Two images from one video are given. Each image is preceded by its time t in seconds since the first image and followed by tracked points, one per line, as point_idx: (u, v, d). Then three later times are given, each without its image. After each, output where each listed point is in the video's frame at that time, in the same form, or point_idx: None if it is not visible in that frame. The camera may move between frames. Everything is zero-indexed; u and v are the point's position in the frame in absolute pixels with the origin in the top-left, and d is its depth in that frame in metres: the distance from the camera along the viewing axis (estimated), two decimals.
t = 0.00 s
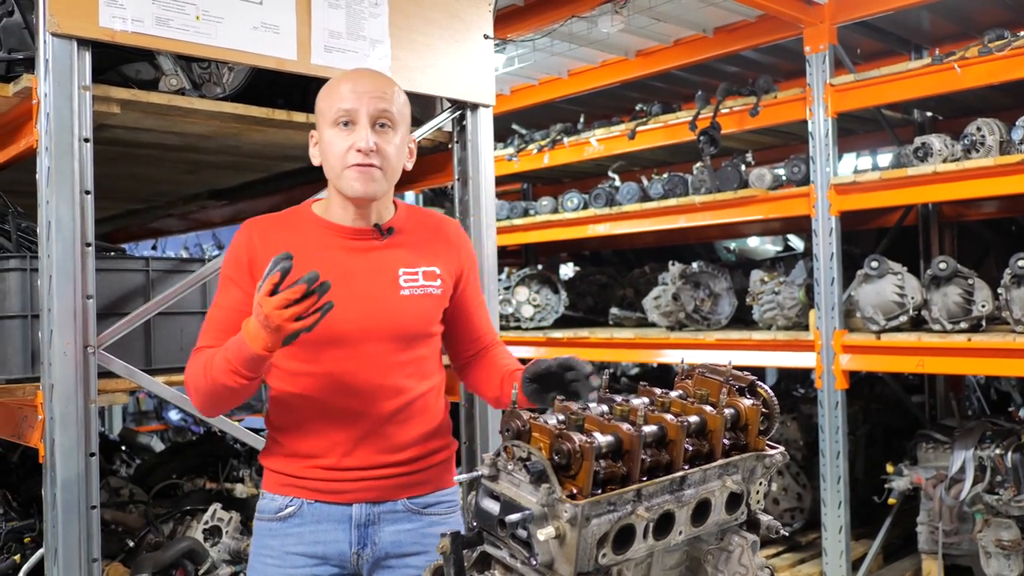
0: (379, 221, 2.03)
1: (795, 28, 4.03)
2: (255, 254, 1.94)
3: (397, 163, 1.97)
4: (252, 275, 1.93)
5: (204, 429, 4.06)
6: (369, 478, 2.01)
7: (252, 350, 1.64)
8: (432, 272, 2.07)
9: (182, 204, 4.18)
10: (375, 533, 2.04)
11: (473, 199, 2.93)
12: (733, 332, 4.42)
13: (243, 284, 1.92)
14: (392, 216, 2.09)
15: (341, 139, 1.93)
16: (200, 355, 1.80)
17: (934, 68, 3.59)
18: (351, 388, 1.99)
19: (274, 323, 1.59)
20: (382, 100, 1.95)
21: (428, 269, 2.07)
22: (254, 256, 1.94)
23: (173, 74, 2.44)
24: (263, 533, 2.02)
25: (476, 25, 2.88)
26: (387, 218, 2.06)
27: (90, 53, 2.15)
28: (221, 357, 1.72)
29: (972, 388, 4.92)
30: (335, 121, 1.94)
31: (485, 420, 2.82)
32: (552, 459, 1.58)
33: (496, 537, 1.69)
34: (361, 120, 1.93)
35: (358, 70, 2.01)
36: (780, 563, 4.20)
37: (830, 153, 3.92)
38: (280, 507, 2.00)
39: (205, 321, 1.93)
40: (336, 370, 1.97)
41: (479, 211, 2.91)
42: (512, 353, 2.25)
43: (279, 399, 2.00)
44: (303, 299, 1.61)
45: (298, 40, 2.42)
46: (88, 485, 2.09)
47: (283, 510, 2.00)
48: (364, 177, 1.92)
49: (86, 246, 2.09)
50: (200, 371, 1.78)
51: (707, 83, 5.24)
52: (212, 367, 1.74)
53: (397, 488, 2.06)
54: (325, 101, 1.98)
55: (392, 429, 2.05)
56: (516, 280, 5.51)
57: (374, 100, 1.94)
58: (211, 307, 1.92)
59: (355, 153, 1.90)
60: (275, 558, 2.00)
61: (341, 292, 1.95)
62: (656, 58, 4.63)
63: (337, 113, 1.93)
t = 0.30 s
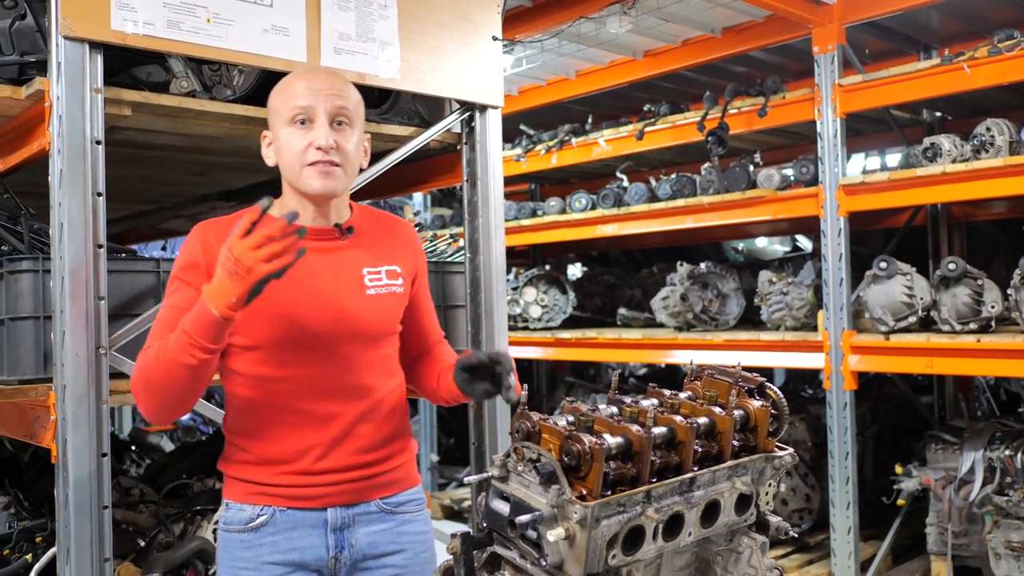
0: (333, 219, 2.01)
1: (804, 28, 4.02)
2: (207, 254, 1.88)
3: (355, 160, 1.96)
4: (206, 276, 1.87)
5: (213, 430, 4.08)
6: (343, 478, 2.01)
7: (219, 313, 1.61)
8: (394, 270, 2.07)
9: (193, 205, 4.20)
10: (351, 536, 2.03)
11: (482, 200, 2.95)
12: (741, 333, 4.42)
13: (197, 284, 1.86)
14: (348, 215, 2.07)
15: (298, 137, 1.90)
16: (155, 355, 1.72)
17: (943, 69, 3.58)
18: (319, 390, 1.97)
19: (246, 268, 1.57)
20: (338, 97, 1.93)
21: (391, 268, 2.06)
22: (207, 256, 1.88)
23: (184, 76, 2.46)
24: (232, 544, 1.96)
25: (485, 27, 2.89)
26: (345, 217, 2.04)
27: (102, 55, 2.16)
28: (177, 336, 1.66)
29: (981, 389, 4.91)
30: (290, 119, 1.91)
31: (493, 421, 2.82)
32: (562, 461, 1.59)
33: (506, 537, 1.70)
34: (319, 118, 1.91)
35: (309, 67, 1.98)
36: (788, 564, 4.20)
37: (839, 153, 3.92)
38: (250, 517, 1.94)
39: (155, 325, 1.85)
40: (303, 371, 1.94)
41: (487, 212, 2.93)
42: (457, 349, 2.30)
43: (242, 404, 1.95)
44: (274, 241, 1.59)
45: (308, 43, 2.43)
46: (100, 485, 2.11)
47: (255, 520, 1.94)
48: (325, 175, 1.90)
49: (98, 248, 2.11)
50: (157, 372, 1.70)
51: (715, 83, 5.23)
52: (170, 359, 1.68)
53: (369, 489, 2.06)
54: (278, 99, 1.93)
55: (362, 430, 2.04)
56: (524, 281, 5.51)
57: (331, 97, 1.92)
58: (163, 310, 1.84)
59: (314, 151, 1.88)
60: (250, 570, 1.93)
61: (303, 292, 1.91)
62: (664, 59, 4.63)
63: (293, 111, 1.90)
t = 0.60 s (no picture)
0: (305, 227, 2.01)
1: (812, 28, 4.02)
2: (182, 273, 1.81)
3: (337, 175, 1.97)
4: (183, 295, 1.80)
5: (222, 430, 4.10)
6: (336, 477, 2.03)
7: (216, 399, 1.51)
8: (366, 269, 2.09)
9: (202, 206, 4.22)
10: (345, 532, 2.06)
11: (490, 201, 2.95)
12: (749, 333, 4.42)
13: (175, 304, 1.80)
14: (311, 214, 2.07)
15: (300, 160, 1.86)
16: (150, 393, 1.67)
17: (952, 69, 3.57)
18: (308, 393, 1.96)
19: (241, 380, 1.44)
20: (332, 115, 1.90)
21: (364, 267, 2.09)
22: (182, 273, 1.81)
23: (194, 78, 2.49)
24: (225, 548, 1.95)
25: (493, 28, 2.90)
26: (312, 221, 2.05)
27: (113, 58, 2.18)
28: (179, 392, 1.59)
29: (991, 390, 4.88)
30: (289, 137, 1.84)
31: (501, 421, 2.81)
32: (570, 461, 1.60)
33: (514, 537, 1.71)
34: (321, 138, 1.87)
35: (295, 75, 1.89)
36: (796, 565, 4.19)
37: (847, 153, 3.91)
38: (246, 520, 1.94)
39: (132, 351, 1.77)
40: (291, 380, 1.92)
41: (496, 212, 2.93)
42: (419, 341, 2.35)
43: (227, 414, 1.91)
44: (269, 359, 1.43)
45: (317, 44, 2.44)
46: (110, 484, 2.12)
47: (250, 523, 1.94)
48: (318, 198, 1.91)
49: (109, 249, 2.12)
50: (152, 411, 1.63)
51: (723, 83, 5.22)
52: (171, 410, 1.62)
53: (359, 484, 2.08)
54: (274, 112, 1.84)
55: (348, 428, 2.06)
56: (532, 281, 5.51)
57: (328, 117, 1.89)
58: (143, 334, 1.77)
59: (316, 176, 1.87)
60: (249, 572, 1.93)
61: (286, 301, 1.90)
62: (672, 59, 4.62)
63: (296, 131, 1.84)
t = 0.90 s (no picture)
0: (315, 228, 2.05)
1: (820, 27, 4.00)
2: (194, 279, 1.81)
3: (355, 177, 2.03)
4: (196, 302, 1.80)
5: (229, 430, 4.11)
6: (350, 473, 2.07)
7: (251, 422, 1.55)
8: (366, 270, 2.15)
9: (210, 206, 4.23)
10: (361, 527, 2.08)
11: (497, 201, 2.95)
12: (757, 332, 4.41)
13: (188, 311, 1.80)
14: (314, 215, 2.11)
15: (332, 163, 1.91)
16: (173, 406, 1.68)
17: (960, 68, 3.55)
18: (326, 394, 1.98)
19: (279, 419, 1.48)
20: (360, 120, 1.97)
21: (365, 268, 2.15)
22: (194, 280, 1.81)
23: (201, 79, 2.50)
24: (246, 552, 1.95)
25: (500, 28, 2.90)
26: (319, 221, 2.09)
27: (120, 59, 2.19)
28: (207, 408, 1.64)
29: (1001, 390, 4.86)
30: (324, 140, 1.89)
31: (508, 421, 2.82)
32: (576, 461, 1.60)
33: (520, 537, 1.71)
34: (350, 144, 1.94)
35: (325, 80, 1.94)
36: (804, 565, 4.18)
37: (856, 152, 3.90)
38: (268, 522, 1.95)
39: (144, 361, 1.76)
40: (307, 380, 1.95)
41: (503, 212, 2.93)
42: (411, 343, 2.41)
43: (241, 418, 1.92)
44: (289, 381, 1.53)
45: (324, 44, 2.44)
46: (118, 483, 2.13)
47: (272, 525, 1.95)
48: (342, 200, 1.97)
49: (117, 249, 2.14)
50: (177, 415, 1.68)
51: (731, 83, 5.21)
52: (196, 425, 1.65)
53: (369, 481, 2.12)
54: (311, 116, 1.88)
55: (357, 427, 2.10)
56: (540, 280, 5.51)
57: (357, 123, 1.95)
58: (155, 343, 1.76)
59: (344, 180, 1.94)
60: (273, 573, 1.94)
61: (299, 302, 1.93)
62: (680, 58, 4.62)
63: (331, 136, 1.89)
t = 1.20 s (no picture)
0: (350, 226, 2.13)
1: (827, 27, 3.99)
2: (241, 269, 1.90)
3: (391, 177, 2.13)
4: (242, 289, 1.89)
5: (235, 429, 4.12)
6: (383, 466, 2.13)
7: (301, 340, 1.64)
8: (393, 270, 2.25)
9: (216, 206, 4.24)
10: (392, 522, 2.14)
11: (503, 201, 2.96)
12: (763, 332, 4.40)
13: (234, 299, 1.88)
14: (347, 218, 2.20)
15: (372, 160, 2.01)
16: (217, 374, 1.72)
17: (967, 67, 3.54)
18: (364, 385, 2.06)
19: (325, 295, 1.60)
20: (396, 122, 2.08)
21: (390, 268, 2.23)
22: (240, 269, 1.90)
23: (207, 79, 2.50)
24: (287, 545, 1.98)
25: (505, 28, 2.90)
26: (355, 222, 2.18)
27: (126, 59, 2.19)
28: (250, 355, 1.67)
29: (1008, 390, 4.84)
30: (366, 139, 1.99)
31: (514, 420, 2.83)
32: (581, 461, 1.59)
33: (525, 537, 1.70)
34: (388, 143, 2.04)
35: (361, 87, 2.06)
36: (810, 565, 4.17)
37: (862, 152, 3.88)
38: (311, 517, 1.99)
39: (190, 345, 1.81)
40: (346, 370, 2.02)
41: (508, 212, 2.93)
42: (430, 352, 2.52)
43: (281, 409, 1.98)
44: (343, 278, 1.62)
45: (329, 45, 2.45)
46: (123, 483, 2.13)
47: (315, 519, 2.00)
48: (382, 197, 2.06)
49: (122, 249, 2.14)
50: (217, 387, 1.70)
51: (737, 83, 5.20)
52: (240, 384, 1.68)
53: (400, 476, 2.18)
54: (353, 117, 1.98)
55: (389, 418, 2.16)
56: (546, 280, 5.51)
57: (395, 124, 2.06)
58: (203, 327, 1.83)
59: (384, 177, 2.03)
60: (315, 567, 1.99)
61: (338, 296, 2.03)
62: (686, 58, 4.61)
63: (370, 134, 1.99)
